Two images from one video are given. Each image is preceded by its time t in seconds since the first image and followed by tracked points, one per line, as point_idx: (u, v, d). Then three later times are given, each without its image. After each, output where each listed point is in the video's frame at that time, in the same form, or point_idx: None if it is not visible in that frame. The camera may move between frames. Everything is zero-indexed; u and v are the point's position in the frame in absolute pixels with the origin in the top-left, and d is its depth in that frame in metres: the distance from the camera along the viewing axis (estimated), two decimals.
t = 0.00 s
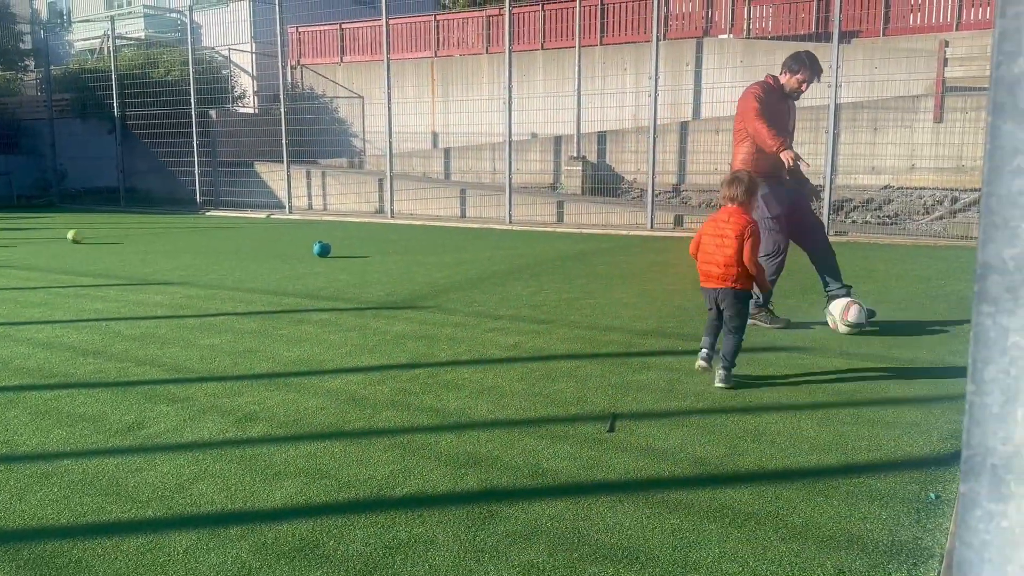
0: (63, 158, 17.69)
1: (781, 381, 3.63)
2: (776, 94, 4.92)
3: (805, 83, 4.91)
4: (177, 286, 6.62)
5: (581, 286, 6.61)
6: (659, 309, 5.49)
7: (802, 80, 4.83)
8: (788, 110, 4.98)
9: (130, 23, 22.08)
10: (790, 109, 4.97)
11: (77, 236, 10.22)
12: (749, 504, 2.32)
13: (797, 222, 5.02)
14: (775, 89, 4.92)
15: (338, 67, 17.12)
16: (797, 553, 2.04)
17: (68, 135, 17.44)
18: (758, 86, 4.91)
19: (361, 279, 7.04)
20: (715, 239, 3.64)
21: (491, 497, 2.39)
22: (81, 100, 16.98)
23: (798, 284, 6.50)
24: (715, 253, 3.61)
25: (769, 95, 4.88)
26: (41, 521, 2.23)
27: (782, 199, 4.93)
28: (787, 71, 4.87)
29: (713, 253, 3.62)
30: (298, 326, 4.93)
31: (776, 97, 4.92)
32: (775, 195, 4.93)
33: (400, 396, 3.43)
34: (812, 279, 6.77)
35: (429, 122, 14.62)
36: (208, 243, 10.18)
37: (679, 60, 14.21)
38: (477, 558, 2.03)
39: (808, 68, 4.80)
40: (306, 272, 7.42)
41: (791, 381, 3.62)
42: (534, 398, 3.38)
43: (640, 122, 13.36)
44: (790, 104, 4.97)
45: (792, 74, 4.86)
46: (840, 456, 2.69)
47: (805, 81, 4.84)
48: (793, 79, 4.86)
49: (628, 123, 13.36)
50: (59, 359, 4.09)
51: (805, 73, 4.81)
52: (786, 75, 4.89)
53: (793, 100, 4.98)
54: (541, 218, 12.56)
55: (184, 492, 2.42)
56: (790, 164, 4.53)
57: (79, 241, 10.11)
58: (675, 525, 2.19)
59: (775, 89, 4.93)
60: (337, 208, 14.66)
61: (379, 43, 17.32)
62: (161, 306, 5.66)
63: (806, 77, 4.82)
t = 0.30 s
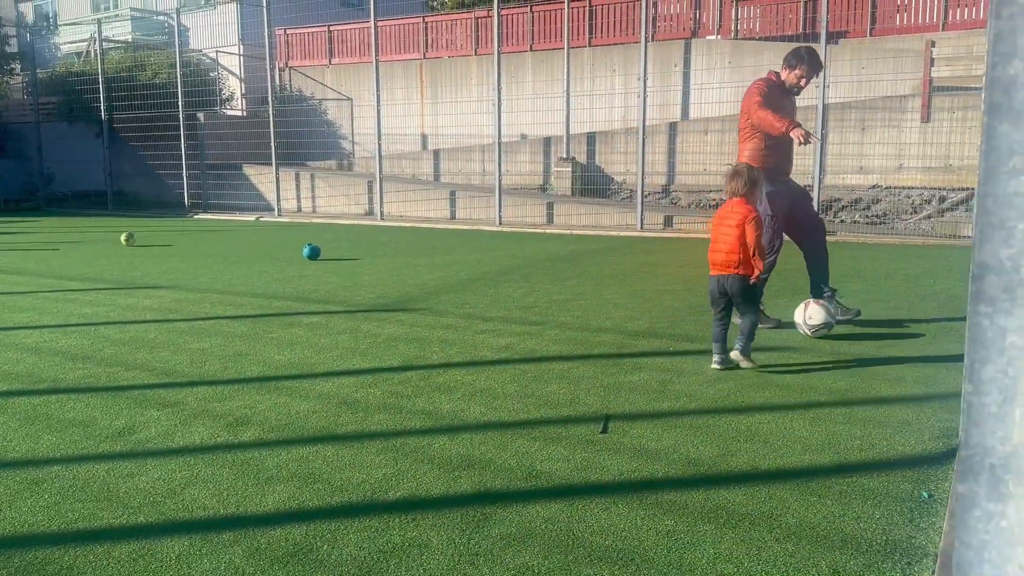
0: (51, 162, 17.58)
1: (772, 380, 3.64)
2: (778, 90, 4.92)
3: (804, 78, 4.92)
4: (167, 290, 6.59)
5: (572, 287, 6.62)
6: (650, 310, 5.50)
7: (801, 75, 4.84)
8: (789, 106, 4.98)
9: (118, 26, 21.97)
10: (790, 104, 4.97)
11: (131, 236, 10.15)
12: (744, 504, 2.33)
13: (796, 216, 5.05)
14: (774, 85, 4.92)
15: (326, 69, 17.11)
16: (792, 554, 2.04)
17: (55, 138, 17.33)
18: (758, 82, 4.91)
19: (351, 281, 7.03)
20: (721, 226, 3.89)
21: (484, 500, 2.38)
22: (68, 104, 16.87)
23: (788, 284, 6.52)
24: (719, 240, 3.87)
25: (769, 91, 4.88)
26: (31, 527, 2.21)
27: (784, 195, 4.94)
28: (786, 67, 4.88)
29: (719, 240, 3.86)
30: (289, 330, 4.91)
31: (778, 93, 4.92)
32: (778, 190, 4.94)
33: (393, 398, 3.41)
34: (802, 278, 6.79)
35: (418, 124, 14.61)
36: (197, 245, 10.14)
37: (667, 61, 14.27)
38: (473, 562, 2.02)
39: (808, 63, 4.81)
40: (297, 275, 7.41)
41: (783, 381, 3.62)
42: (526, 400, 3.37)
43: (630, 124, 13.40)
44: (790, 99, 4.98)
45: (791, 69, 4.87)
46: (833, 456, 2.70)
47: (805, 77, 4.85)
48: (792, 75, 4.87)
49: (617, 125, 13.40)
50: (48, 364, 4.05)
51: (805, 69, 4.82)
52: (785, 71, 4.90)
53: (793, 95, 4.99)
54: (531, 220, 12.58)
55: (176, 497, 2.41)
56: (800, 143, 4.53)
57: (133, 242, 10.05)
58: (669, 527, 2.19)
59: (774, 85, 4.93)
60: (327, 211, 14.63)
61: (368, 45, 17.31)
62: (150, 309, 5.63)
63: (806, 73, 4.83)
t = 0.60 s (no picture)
0: (45, 166, 17.52)
1: (774, 380, 3.63)
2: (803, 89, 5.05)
3: (833, 79, 4.99)
4: (164, 293, 6.56)
5: (571, 287, 6.61)
6: (650, 310, 5.49)
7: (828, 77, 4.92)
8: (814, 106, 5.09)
9: (111, 29, 21.89)
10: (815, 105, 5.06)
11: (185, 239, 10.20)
12: (750, 504, 2.32)
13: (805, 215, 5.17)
14: (801, 84, 5.05)
15: (321, 70, 17.09)
16: (800, 554, 2.03)
17: (49, 142, 17.26)
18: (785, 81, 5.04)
19: (349, 283, 7.01)
20: (737, 226, 4.07)
21: (489, 502, 2.36)
22: (61, 107, 16.79)
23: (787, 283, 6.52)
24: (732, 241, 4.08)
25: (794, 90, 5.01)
26: (33, 533, 2.19)
27: (793, 192, 5.09)
28: (815, 67, 4.98)
29: (733, 240, 4.07)
30: (288, 332, 4.89)
31: (803, 93, 5.04)
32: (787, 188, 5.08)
33: (395, 401, 3.40)
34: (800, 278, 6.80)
35: (414, 126, 14.59)
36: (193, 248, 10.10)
37: (663, 62, 14.29)
38: (479, 564, 2.01)
39: (834, 65, 4.88)
40: (294, 277, 7.38)
41: (785, 381, 3.62)
42: (529, 402, 3.36)
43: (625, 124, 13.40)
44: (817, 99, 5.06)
45: (819, 70, 4.98)
46: (838, 455, 2.69)
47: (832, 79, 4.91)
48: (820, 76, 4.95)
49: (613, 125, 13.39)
50: (46, 369, 4.03)
51: (829, 70, 4.90)
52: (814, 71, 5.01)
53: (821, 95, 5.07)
54: (528, 221, 12.57)
55: (178, 502, 2.39)
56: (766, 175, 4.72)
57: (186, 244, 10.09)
58: (677, 528, 2.18)
59: (802, 84, 5.04)
60: (322, 213, 14.59)
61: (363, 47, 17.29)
62: (147, 313, 5.60)
63: (831, 75, 4.90)
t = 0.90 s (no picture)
0: (46, 170, 17.52)
1: (782, 379, 3.61)
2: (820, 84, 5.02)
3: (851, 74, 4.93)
4: (167, 296, 6.55)
5: (575, 288, 6.59)
6: (654, 310, 5.47)
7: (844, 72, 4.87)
8: (832, 101, 5.05)
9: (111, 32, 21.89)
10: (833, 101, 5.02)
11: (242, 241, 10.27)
12: (764, 504, 2.30)
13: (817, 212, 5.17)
14: (818, 80, 5.02)
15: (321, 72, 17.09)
16: (816, 555, 2.01)
17: (49, 146, 17.25)
18: (802, 77, 5.04)
19: (352, 284, 7.00)
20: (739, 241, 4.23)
21: (499, 504, 2.34)
22: (61, 111, 16.78)
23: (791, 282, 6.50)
24: (733, 250, 4.20)
25: (810, 85, 5.00)
26: (39, 538, 2.17)
27: (803, 189, 5.10)
28: (832, 62, 4.94)
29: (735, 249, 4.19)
30: (292, 334, 4.87)
31: (820, 88, 5.01)
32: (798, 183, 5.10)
33: (402, 403, 3.38)
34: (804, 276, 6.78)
35: (415, 128, 14.58)
36: (195, 251, 10.09)
37: (663, 62, 14.28)
38: (492, 567, 1.98)
39: (848, 61, 4.83)
40: (297, 279, 7.37)
41: (794, 379, 3.60)
42: (536, 402, 3.34)
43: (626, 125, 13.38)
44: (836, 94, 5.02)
45: (836, 65, 4.93)
46: (849, 454, 2.67)
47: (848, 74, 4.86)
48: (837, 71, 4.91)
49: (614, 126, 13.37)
50: (50, 372, 4.01)
51: (845, 66, 4.86)
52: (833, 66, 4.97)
53: (841, 90, 5.02)
54: (529, 221, 12.56)
55: (186, 505, 2.37)
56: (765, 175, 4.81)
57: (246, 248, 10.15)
58: (690, 529, 2.16)
59: (821, 80, 5.02)
60: (322, 215, 14.56)
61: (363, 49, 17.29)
62: (150, 316, 5.58)
63: (845, 71, 4.86)
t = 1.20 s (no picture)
0: (53, 175, 17.60)
1: (793, 381, 3.59)
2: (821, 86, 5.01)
3: (849, 72, 4.92)
4: (175, 300, 6.57)
5: (583, 290, 6.59)
6: (663, 312, 5.47)
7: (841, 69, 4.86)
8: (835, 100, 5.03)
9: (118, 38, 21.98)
10: (837, 99, 4.98)
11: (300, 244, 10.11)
12: (777, 508, 2.29)
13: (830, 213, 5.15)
14: (818, 81, 5.01)
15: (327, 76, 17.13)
16: (830, 558, 2.00)
17: (57, 151, 17.34)
18: (804, 77, 5.04)
19: (360, 288, 7.01)
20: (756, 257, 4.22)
21: (511, 508, 2.34)
22: (68, 117, 16.85)
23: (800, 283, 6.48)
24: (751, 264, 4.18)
25: (811, 85, 4.99)
26: (52, 544, 2.17)
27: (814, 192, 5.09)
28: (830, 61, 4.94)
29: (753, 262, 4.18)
30: (301, 338, 4.88)
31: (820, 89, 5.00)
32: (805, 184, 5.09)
33: (411, 406, 3.37)
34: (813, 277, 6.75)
35: (420, 131, 14.62)
36: (202, 256, 10.12)
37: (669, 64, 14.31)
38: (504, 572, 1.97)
39: (842, 59, 4.84)
40: (304, 283, 7.39)
41: (804, 382, 3.59)
42: (546, 405, 3.34)
43: (632, 127, 13.38)
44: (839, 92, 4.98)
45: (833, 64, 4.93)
46: (863, 457, 2.65)
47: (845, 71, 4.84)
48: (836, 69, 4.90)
49: (620, 128, 13.36)
50: (60, 377, 4.01)
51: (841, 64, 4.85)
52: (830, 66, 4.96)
53: (844, 88, 4.98)
54: (535, 224, 12.55)
55: (198, 510, 2.37)
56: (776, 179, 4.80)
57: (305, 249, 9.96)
58: (704, 533, 2.15)
59: (822, 79, 5.01)
60: (329, 219, 14.59)
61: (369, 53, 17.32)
62: (159, 320, 5.60)
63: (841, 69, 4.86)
